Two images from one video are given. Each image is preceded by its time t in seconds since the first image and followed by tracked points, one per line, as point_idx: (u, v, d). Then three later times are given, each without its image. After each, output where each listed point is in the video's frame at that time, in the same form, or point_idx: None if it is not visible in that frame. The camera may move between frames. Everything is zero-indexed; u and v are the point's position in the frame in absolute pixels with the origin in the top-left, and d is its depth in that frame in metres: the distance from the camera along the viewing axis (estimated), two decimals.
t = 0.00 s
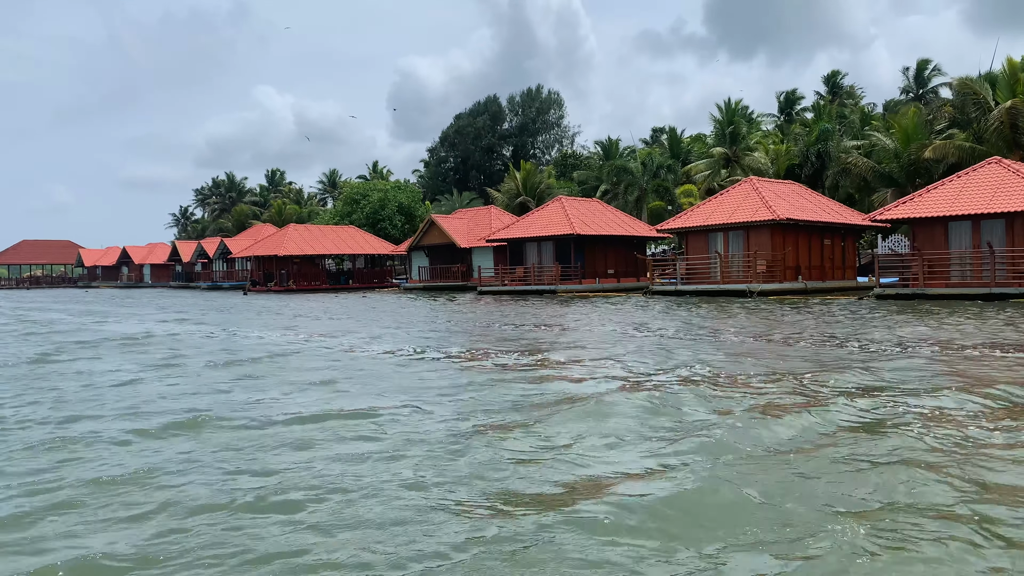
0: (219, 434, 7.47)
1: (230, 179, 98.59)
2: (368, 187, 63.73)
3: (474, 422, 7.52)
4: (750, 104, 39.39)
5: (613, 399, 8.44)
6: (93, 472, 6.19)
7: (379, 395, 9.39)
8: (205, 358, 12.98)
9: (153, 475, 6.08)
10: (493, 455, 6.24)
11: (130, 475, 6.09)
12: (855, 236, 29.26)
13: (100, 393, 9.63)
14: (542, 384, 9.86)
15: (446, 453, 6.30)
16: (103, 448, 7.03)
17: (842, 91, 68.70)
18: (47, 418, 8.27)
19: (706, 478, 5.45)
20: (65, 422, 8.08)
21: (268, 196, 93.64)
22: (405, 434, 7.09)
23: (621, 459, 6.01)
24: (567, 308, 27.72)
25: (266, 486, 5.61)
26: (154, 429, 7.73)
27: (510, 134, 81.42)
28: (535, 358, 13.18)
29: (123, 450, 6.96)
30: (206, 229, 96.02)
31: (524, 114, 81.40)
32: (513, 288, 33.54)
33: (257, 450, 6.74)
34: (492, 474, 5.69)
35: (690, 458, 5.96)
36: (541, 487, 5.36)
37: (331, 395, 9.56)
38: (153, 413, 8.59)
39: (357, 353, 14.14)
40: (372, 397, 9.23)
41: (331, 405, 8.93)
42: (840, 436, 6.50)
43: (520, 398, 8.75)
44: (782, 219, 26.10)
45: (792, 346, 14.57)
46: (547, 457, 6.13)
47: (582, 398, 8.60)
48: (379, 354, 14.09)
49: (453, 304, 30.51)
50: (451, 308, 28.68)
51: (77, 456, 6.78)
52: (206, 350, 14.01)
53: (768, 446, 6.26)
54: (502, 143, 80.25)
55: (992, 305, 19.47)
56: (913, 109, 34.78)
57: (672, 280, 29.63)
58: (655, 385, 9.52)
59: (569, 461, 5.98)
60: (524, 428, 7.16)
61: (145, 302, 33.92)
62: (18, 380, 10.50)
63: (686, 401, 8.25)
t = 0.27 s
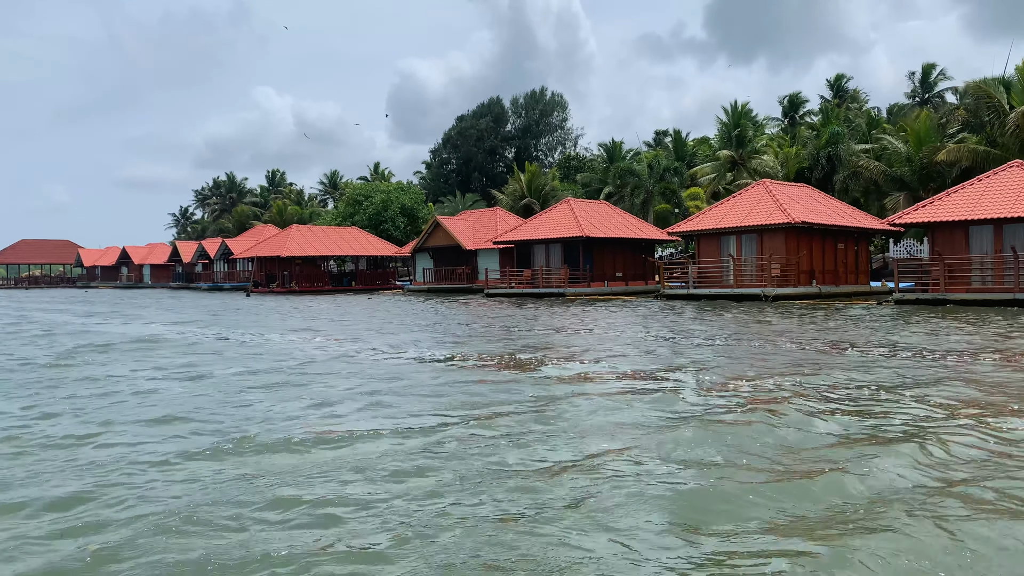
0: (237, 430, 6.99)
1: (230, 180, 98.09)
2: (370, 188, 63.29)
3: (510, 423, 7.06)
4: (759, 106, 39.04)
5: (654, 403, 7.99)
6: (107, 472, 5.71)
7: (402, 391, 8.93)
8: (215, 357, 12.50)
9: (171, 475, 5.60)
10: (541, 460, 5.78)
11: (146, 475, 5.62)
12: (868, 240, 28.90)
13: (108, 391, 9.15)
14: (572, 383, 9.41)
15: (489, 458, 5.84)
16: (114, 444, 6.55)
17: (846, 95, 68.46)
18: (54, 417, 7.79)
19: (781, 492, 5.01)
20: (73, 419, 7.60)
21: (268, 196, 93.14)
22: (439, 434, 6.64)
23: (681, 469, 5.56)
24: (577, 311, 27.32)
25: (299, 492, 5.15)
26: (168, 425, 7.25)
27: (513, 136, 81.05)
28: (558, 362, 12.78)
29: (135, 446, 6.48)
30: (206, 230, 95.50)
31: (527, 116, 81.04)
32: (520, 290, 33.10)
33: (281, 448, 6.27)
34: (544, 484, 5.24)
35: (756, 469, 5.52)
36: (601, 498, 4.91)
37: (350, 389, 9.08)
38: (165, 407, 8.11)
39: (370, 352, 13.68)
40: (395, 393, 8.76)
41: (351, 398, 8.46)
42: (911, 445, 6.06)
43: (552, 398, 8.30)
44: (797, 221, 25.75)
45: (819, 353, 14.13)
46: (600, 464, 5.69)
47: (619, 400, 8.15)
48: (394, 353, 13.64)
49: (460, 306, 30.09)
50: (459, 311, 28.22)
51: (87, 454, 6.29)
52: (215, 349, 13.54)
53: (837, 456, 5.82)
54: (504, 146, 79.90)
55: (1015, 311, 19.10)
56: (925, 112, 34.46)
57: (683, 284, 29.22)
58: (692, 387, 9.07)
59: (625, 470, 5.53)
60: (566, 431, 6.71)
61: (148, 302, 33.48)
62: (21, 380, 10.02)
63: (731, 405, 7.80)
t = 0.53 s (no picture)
0: (273, 449, 6.54)
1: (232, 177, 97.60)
2: (375, 187, 62.83)
3: (566, 442, 6.62)
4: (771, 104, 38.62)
5: (709, 421, 7.55)
6: (141, 501, 5.26)
7: (439, 403, 8.48)
8: (232, 362, 12.05)
9: (213, 505, 5.14)
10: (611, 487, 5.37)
11: (184, 501, 5.16)
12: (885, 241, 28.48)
13: (128, 401, 8.69)
14: (614, 396, 8.99)
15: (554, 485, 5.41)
16: (144, 464, 6.09)
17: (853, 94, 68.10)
18: (73, 428, 7.35)
19: (884, 524, 4.60)
20: (96, 433, 7.13)
21: (270, 195, 92.64)
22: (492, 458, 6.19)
23: (764, 495, 5.16)
24: (589, 312, 26.90)
25: (357, 525, 4.72)
26: (199, 441, 6.80)
27: (517, 135, 80.62)
28: (585, 368, 12.36)
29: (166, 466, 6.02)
30: (208, 228, 94.99)
31: (532, 115, 80.63)
32: (529, 290, 32.63)
33: (326, 472, 5.83)
34: (624, 517, 4.81)
35: (846, 497, 5.11)
36: (690, 532, 4.51)
37: (382, 401, 8.63)
38: (192, 420, 7.66)
39: (390, 356, 13.23)
40: (430, 404, 8.33)
41: (387, 411, 8.03)
42: (1011, 473, 5.59)
43: (599, 412, 7.86)
44: (815, 221, 25.35)
45: (854, 360, 13.70)
46: (674, 492, 5.27)
47: (670, 418, 7.71)
48: (416, 357, 13.19)
49: (469, 307, 29.64)
50: (469, 312, 27.79)
51: (117, 476, 5.84)
52: (231, 353, 13.09)
53: (920, 483, 5.38)
54: (509, 145, 79.47)
55: None
56: (940, 111, 34.04)
57: (697, 285, 28.80)
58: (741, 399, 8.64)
59: (705, 498, 5.11)
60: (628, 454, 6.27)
61: (152, 301, 33.01)
62: (34, 386, 9.56)
63: (791, 424, 7.37)
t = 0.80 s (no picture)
0: (299, 449, 6.08)
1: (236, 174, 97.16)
2: (381, 183, 62.36)
3: (614, 443, 6.16)
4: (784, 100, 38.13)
5: (763, 421, 7.08)
6: (161, 505, 4.80)
7: (469, 402, 8.02)
8: (246, 360, 11.61)
9: (240, 508, 4.70)
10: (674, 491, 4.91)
11: (211, 507, 4.71)
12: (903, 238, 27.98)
13: (142, 400, 8.24)
14: (653, 395, 8.52)
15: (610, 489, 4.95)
16: (164, 466, 5.65)
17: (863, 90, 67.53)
18: (86, 428, 6.90)
19: (992, 538, 4.12)
20: (109, 433, 6.68)
21: (274, 191, 92.17)
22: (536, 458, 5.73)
23: (843, 502, 4.70)
24: (603, 310, 26.45)
25: (399, 533, 4.26)
26: (220, 441, 6.34)
27: (523, 131, 80.12)
28: (614, 366, 11.89)
29: (187, 468, 5.56)
30: (211, 225, 94.56)
31: (538, 112, 80.13)
32: (540, 287, 32.17)
33: (359, 473, 5.36)
34: (694, 523, 4.35)
35: (931, 503, 4.67)
36: (771, 540, 4.07)
37: (409, 400, 8.16)
38: (211, 420, 7.20)
39: (408, 355, 12.76)
40: (463, 403, 7.87)
41: (416, 411, 7.56)
42: None
43: (641, 412, 7.40)
44: (834, 217, 24.88)
45: (888, 358, 13.22)
46: (741, 495, 4.82)
47: (717, 419, 7.24)
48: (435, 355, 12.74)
49: (480, 304, 29.20)
50: (480, 309, 27.34)
51: (134, 479, 5.38)
52: (244, 351, 12.65)
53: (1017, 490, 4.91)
54: (515, 141, 78.98)
55: None
56: (957, 106, 33.53)
57: (711, 283, 28.31)
58: (790, 398, 8.17)
59: (783, 506, 4.64)
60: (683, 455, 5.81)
61: (158, 297, 32.60)
62: (42, 386, 9.13)
63: (849, 422, 6.91)
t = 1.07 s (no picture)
0: (344, 460, 5.68)
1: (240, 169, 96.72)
2: (387, 178, 61.85)
3: (679, 457, 5.76)
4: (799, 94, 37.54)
5: (835, 433, 6.61)
6: (208, 529, 4.41)
7: (511, 406, 7.61)
8: (268, 359, 11.21)
9: (298, 537, 4.28)
10: (763, 517, 4.49)
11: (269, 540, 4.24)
12: (923, 234, 27.48)
13: (168, 403, 7.84)
14: (702, 400, 8.11)
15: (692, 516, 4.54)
16: (206, 483, 5.22)
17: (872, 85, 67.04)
18: (115, 439, 6.45)
19: None
20: (140, 441, 6.29)
21: (278, 187, 91.65)
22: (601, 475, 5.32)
23: (968, 536, 4.22)
24: (619, 308, 25.97)
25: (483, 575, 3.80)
26: (259, 451, 5.94)
27: (529, 126, 79.59)
28: (649, 367, 11.42)
29: (229, 484, 5.17)
30: (216, 220, 94.18)
31: (544, 107, 79.65)
32: (553, 284, 31.67)
33: (415, 493, 4.96)
34: (794, 556, 3.97)
35: None
36: None
37: (447, 404, 7.76)
38: (245, 426, 6.81)
39: (433, 353, 12.35)
40: (509, 411, 7.41)
41: (458, 416, 7.16)
42: None
43: (702, 423, 6.92)
44: (857, 214, 24.38)
45: (927, 358, 12.80)
46: (836, 519, 4.43)
47: (778, 429, 6.84)
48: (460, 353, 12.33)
49: (494, 301, 28.72)
50: (494, 306, 26.86)
51: (175, 496, 4.99)
52: (264, 349, 12.26)
53: None
54: (521, 136, 78.46)
55: None
56: (977, 100, 32.96)
57: (728, 279, 27.88)
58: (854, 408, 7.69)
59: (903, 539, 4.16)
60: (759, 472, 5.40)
61: (165, 293, 32.10)
62: (61, 387, 8.73)
63: (921, 433, 6.50)
